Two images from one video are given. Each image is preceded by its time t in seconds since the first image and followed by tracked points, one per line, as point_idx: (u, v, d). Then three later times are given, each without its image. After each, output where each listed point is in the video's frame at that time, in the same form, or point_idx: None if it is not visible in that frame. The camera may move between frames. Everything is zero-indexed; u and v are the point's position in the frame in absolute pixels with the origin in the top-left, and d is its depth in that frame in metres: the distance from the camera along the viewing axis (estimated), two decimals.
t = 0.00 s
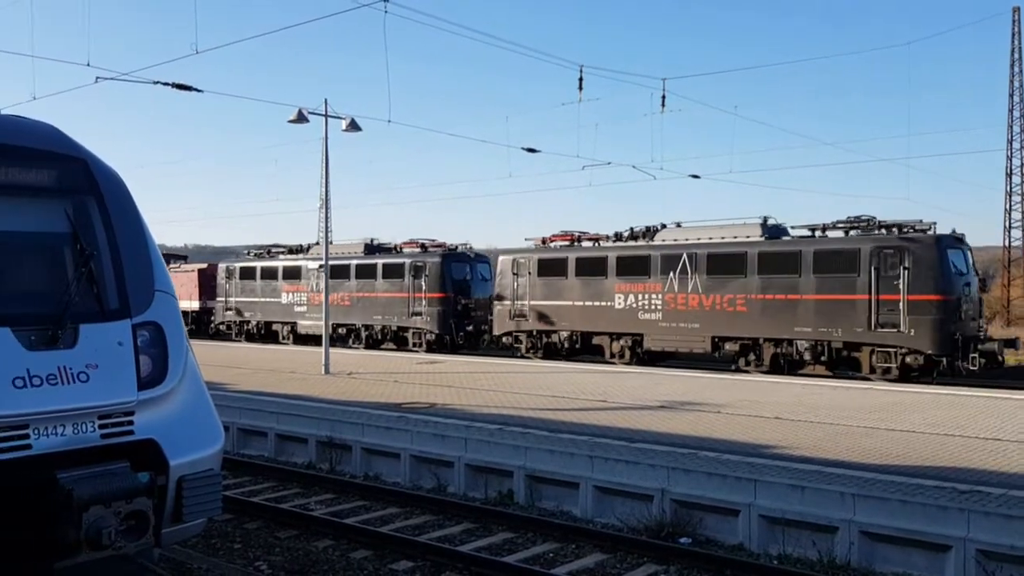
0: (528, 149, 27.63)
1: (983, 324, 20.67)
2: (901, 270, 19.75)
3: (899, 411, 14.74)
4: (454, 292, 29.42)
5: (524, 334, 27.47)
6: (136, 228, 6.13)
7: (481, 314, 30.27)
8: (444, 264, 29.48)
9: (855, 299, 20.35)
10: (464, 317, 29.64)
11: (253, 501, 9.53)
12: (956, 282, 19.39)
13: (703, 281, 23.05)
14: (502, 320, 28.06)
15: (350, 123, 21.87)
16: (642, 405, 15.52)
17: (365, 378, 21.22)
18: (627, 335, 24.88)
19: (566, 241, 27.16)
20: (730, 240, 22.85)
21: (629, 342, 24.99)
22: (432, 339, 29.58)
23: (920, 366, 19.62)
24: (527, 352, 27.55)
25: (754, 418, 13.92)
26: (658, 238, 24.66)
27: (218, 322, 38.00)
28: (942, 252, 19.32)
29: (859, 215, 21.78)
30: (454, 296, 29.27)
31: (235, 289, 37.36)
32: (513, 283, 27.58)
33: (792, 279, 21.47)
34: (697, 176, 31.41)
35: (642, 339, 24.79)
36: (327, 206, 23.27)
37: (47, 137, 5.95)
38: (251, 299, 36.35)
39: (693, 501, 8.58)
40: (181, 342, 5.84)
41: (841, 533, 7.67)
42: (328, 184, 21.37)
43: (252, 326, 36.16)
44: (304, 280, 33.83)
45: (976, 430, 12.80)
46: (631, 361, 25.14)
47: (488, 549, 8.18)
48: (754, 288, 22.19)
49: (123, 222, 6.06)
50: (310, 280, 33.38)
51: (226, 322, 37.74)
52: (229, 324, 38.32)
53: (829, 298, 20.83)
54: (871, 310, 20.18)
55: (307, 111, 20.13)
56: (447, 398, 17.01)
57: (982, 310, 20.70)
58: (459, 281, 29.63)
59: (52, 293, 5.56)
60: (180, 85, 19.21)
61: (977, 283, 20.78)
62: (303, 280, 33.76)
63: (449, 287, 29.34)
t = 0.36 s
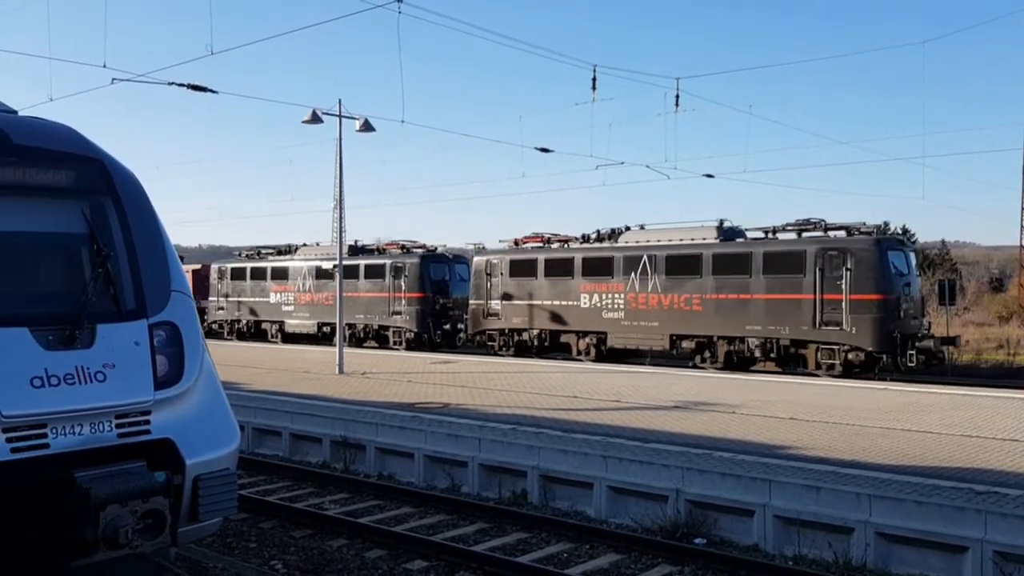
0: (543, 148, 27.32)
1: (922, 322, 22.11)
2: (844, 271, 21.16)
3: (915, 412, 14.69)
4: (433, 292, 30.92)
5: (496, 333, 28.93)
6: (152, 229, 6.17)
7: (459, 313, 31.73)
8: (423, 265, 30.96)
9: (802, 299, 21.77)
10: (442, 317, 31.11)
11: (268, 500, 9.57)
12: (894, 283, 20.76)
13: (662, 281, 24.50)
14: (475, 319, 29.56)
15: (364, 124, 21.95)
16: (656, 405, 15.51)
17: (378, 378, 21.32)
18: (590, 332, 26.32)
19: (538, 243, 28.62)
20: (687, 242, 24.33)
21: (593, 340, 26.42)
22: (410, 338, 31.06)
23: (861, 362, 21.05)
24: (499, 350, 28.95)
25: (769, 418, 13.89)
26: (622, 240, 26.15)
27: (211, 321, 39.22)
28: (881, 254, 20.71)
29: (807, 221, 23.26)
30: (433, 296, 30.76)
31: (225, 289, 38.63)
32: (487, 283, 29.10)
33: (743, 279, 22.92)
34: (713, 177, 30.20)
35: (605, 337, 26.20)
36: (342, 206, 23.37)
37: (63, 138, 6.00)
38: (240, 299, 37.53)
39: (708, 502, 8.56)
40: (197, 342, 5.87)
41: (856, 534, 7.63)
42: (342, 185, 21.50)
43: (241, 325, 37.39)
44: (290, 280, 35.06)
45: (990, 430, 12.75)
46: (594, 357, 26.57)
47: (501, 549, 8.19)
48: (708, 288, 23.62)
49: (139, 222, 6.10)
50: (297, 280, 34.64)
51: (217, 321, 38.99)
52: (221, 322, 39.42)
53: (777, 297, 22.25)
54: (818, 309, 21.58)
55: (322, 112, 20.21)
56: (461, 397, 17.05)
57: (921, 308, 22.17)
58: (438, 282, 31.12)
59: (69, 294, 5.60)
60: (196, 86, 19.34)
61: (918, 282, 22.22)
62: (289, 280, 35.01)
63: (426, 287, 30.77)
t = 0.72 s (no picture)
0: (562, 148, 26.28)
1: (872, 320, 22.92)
2: (793, 272, 21.98)
3: (938, 413, 14.56)
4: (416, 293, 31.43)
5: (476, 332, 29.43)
6: (176, 230, 6.22)
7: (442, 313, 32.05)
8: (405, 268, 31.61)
9: (753, 299, 22.64)
10: (425, 316, 31.59)
11: (290, 500, 9.62)
12: (841, 284, 21.58)
13: (627, 282, 25.34)
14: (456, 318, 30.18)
15: (384, 125, 21.97)
16: (676, 407, 15.44)
17: (398, 378, 21.40)
18: (561, 331, 27.14)
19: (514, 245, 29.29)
20: (651, 245, 25.17)
21: (564, 338, 27.25)
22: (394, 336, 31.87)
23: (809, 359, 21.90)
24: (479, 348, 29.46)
25: (791, 419, 13.81)
26: (592, 242, 26.88)
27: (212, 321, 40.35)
28: (828, 255, 21.51)
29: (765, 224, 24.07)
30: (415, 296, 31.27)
31: (225, 291, 39.76)
32: (465, 284, 29.83)
33: (701, 280, 23.77)
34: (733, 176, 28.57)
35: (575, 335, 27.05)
36: (362, 207, 23.44)
37: (88, 140, 6.06)
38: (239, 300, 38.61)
39: (729, 504, 8.52)
40: (219, 342, 5.91)
41: (879, 536, 7.58)
42: (362, 186, 21.56)
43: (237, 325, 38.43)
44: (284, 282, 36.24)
45: (1015, 431, 12.63)
46: (566, 356, 27.47)
47: (522, 550, 8.18)
48: (669, 288, 24.46)
49: (163, 223, 6.15)
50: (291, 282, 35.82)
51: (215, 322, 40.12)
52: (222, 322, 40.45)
53: (733, 298, 23.09)
54: (770, 308, 22.40)
55: (341, 112, 20.27)
56: (481, 398, 17.03)
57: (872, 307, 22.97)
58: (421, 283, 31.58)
59: (93, 295, 5.66)
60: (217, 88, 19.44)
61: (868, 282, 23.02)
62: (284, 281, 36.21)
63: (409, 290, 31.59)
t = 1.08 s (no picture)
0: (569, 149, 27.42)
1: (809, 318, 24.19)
2: (733, 272, 23.23)
3: (946, 412, 14.53)
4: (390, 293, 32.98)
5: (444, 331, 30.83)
6: (184, 231, 6.23)
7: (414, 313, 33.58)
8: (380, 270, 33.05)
9: (697, 298, 23.85)
10: (398, 316, 33.18)
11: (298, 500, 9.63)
12: (778, 284, 22.84)
13: (583, 282, 26.57)
14: (426, 317, 31.49)
15: (391, 125, 22.04)
16: (683, 406, 15.42)
17: (406, 379, 21.39)
18: (522, 330, 28.37)
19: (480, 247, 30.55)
20: (605, 247, 26.41)
21: (526, 337, 28.51)
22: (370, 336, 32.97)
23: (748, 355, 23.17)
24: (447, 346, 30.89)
25: (799, 419, 13.80)
26: (551, 244, 28.20)
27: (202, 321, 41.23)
28: (766, 258, 22.77)
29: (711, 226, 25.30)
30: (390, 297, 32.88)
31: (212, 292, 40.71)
32: (434, 284, 31.12)
33: (650, 281, 24.98)
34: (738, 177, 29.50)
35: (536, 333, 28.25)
36: (369, 208, 23.52)
37: (96, 142, 6.08)
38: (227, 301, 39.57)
39: (738, 504, 8.50)
40: (227, 342, 5.92)
41: (889, 536, 7.56)
42: (368, 187, 21.65)
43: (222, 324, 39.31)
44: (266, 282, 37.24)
45: None
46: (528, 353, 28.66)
47: (529, 550, 8.17)
48: (622, 288, 25.66)
49: (171, 224, 6.17)
50: (271, 283, 36.82)
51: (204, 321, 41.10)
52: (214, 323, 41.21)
53: (679, 297, 24.28)
54: (713, 307, 23.63)
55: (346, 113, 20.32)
56: (489, 399, 17.04)
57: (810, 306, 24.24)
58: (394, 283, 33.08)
59: (102, 296, 5.66)
60: (225, 90, 19.51)
61: (807, 282, 24.30)
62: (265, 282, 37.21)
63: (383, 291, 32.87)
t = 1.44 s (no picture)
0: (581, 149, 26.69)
1: (762, 316, 25.31)
2: (687, 272, 24.39)
3: (963, 412, 14.42)
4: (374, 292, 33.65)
5: (422, 329, 31.88)
6: (199, 230, 6.25)
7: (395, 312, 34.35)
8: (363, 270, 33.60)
9: (653, 297, 25.05)
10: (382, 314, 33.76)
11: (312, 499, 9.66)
12: (730, 283, 23.99)
13: (549, 282, 27.72)
14: (405, 316, 32.50)
15: (404, 125, 22.05)
16: (698, 406, 15.36)
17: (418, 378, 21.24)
18: (494, 328, 29.35)
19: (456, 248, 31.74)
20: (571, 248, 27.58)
21: (497, 334, 29.44)
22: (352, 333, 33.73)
23: (701, 351, 24.34)
24: (424, 343, 31.90)
25: (814, 418, 13.72)
26: (520, 246, 29.43)
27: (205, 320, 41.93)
28: (716, 258, 23.94)
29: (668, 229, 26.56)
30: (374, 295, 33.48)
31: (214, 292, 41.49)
32: (411, 285, 32.15)
33: (611, 280, 26.20)
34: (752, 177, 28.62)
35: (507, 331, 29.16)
36: (382, 207, 23.55)
37: (112, 142, 6.11)
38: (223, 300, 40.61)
39: (752, 504, 8.46)
40: (241, 341, 5.94)
41: (904, 536, 7.51)
42: (381, 186, 21.69)
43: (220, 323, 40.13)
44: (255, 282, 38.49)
45: None
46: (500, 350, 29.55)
47: (543, 550, 8.17)
48: (586, 288, 26.82)
49: (185, 223, 6.19)
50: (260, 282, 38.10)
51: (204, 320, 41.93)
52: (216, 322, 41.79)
53: (637, 296, 25.50)
54: (670, 305, 24.81)
55: (359, 112, 20.36)
56: (504, 398, 17.01)
57: (763, 304, 25.35)
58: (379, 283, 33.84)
59: (117, 296, 5.69)
60: (239, 90, 19.58)
61: (760, 282, 25.42)
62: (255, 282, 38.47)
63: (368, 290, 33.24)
